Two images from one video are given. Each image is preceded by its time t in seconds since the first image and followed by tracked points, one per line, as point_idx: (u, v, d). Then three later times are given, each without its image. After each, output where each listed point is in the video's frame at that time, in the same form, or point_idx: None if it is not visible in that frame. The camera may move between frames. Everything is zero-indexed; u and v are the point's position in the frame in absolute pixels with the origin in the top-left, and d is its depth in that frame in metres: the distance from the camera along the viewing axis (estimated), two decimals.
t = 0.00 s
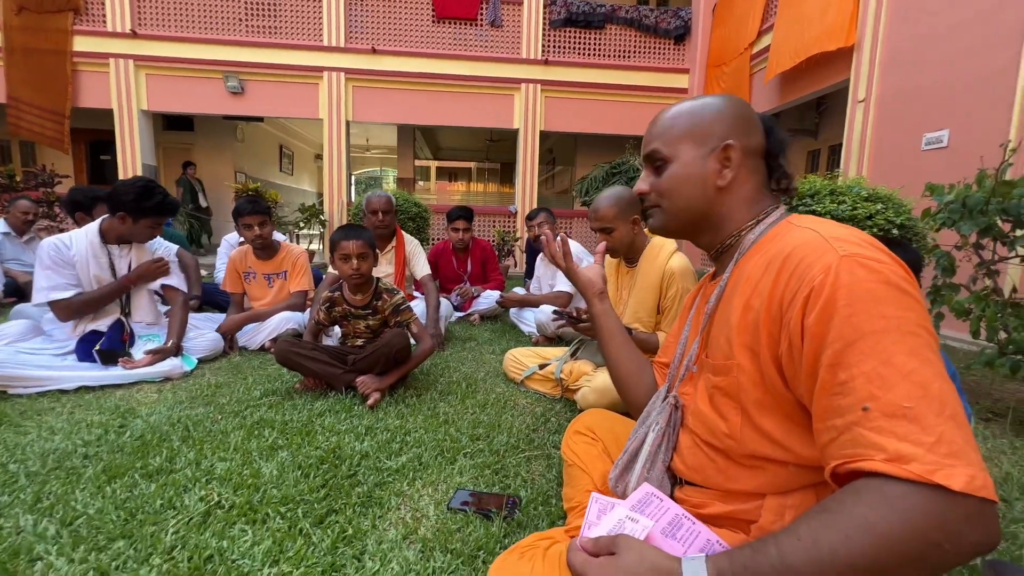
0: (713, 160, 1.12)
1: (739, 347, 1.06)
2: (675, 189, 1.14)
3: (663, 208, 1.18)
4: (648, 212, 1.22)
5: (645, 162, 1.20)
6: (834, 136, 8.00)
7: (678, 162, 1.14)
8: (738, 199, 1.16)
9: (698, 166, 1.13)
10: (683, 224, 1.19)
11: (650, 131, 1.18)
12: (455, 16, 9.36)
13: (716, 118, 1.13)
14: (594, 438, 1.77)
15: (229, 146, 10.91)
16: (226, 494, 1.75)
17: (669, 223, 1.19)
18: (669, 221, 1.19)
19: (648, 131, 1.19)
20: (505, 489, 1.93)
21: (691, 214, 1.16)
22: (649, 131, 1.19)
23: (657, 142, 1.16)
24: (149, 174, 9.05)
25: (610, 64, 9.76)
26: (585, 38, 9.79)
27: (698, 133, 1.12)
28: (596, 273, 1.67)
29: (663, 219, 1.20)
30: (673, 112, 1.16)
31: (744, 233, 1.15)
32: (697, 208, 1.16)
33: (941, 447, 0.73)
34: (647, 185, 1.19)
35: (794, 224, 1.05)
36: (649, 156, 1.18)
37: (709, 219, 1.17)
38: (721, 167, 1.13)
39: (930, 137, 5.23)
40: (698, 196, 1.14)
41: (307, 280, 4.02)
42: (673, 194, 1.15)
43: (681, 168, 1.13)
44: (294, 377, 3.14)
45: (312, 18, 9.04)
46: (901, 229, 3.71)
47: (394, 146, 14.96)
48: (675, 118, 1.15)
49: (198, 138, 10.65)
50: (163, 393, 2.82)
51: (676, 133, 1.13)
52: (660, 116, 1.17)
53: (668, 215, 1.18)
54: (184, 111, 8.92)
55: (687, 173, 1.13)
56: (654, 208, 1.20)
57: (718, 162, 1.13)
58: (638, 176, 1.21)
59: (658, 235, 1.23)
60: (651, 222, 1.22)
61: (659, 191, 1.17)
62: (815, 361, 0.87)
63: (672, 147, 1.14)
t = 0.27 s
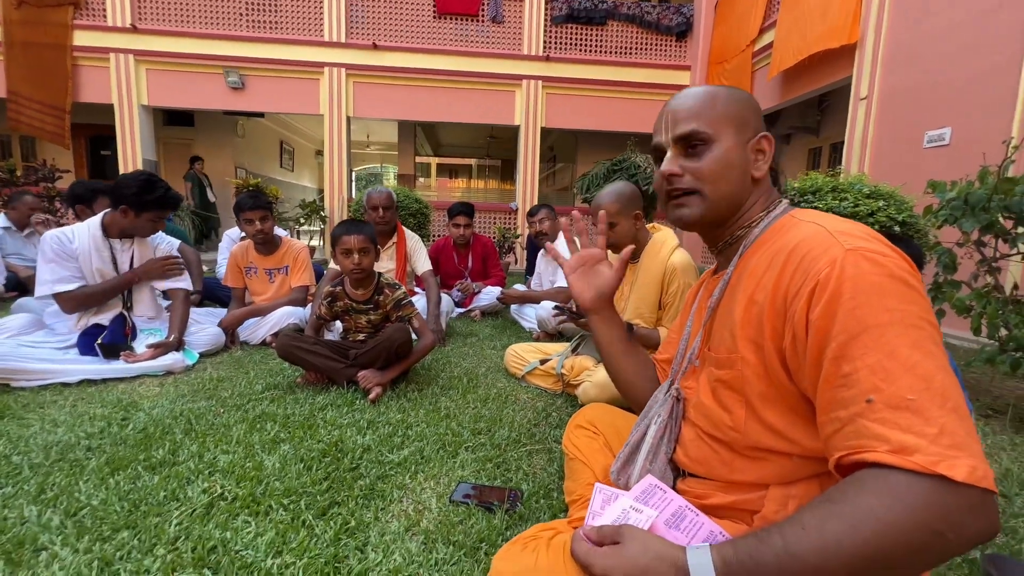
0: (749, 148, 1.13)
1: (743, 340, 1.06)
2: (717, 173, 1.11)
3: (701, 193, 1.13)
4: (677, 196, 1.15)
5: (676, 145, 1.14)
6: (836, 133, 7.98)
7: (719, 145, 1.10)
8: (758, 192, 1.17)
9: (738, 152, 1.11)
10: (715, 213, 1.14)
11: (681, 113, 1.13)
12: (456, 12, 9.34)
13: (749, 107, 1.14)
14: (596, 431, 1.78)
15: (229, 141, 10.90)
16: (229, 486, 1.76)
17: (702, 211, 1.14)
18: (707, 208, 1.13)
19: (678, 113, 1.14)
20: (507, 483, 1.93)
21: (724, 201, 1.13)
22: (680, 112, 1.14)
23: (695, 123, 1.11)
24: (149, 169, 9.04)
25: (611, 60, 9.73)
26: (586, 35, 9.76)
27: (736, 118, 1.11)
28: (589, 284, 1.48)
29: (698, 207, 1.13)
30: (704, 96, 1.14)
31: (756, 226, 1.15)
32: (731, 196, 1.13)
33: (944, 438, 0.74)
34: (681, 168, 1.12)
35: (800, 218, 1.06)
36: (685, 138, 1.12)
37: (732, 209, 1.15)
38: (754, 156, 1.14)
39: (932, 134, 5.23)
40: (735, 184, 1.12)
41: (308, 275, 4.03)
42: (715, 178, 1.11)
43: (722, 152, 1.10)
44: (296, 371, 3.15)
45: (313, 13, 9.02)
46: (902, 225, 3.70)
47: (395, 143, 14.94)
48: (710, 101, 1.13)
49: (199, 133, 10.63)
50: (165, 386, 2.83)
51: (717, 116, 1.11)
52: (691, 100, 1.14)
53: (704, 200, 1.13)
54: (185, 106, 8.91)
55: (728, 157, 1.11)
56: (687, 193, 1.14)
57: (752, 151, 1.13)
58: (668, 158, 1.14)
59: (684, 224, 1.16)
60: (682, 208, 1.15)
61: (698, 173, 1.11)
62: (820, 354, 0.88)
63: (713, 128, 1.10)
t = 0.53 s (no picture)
0: (752, 146, 1.13)
1: (742, 341, 1.06)
2: (720, 171, 1.10)
3: (703, 193, 1.13)
4: (679, 195, 1.15)
5: (678, 144, 1.13)
6: (833, 134, 8.00)
7: (722, 145, 1.10)
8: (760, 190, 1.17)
9: (741, 151, 1.11)
10: (718, 212, 1.14)
11: (683, 111, 1.13)
12: (454, 11, 9.32)
13: (751, 104, 1.13)
14: (592, 431, 1.78)
15: (227, 140, 10.86)
16: (224, 486, 1.75)
17: (704, 210, 1.14)
18: (710, 207, 1.13)
19: (679, 111, 1.13)
20: (503, 482, 1.93)
21: (727, 200, 1.13)
22: (682, 111, 1.13)
23: (698, 122, 1.11)
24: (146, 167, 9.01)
25: (610, 60, 9.73)
26: (585, 34, 9.76)
27: (739, 116, 1.11)
28: (592, 282, 1.47)
29: (700, 206, 1.13)
30: (706, 94, 1.13)
31: (755, 226, 1.14)
32: (733, 195, 1.13)
33: (941, 445, 0.74)
34: (684, 167, 1.12)
35: (801, 220, 1.05)
36: (687, 137, 1.12)
37: (732, 209, 1.15)
38: (757, 154, 1.14)
39: (928, 136, 5.24)
40: (738, 183, 1.12)
41: (305, 274, 4.01)
42: (718, 177, 1.10)
43: (726, 151, 1.10)
44: (292, 370, 3.14)
45: (311, 12, 9.00)
46: (898, 226, 3.71)
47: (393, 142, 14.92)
48: (712, 99, 1.12)
49: (196, 131, 10.61)
50: (161, 385, 2.82)
51: (720, 114, 1.10)
52: (693, 97, 1.13)
53: (707, 200, 1.13)
54: (181, 104, 8.87)
55: (731, 156, 1.10)
56: (690, 192, 1.14)
57: (754, 150, 1.13)
58: (670, 157, 1.14)
59: (686, 223, 1.16)
60: (684, 207, 1.15)
61: (701, 173, 1.11)
62: (819, 356, 0.87)
63: (716, 127, 1.10)
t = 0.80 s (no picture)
0: (752, 146, 1.12)
1: (742, 343, 1.05)
2: (721, 173, 1.10)
3: (705, 195, 1.12)
4: (680, 198, 1.15)
5: (677, 147, 1.13)
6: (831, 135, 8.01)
7: (722, 147, 1.10)
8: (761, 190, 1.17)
9: (741, 152, 1.11)
10: (719, 214, 1.14)
11: (682, 113, 1.12)
12: (452, 10, 9.32)
13: (749, 103, 1.13)
14: (589, 431, 1.77)
15: (224, 139, 10.84)
16: (220, 487, 1.74)
17: (705, 212, 1.13)
18: (711, 209, 1.13)
19: (678, 114, 1.13)
20: (500, 483, 1.93)
21: (728, 202, 1.13)
22: (680, 113, 1.13)
23: (698, 124, 1.10)
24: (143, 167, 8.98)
25: (608, 60, 9.74)
26: (583, 35, 9.76)
27: (739, 117, 1.10)
28: (593, 287, 1.47)
29: (702, 208, 1.13)
30: (705, 96, 1.12)
31: (756, 227, 1.14)
32: (735, 196, 1.13)
33: (941, 452, 0.74)
34: (684, 170, 1.11)
35: (802, 222, 1.05)
36: (687, 140, 1.11)
37: (734, 211, 1.15)
38: (757, 154, 1.13)
39: (925, 136, 5.25)
40: (740, 184, 1.12)
41: (302, 274, 4.01)
42: (719, 179, 1.10)
43: (726, 153, 1.10)
44: (289, 371, 3.13)
45: (309, 11, 8.98)
46: (895, 227, 3.72)
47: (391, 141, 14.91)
48: (711, 100, 1.12)
49: (194, 130, 10.60)
50: (157, 386, 2.81)
51: (719, 116, 1.10)
52: (691, 99, 1.13)
53: (708, 202, 1.12)
54: (179, 103, 8.85)
55: (733, 158, 1.10)
56: (691, 195, 1.13)
57: (754, 150, 1.13)
58: (671, 160, 1.13)
59: (688, 226, 1.16)
60: (685, 210, 1.14)
61: (703, 175, 1.10)
62: (819, 360, 0.87)
63: (716, 129, 1.09)
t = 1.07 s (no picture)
0: (760, 142, 1.12)
1: (741, 341, 1.04)
2: (732, 167, 1.09)
3: (715, 188, 1.11)
4: (689, 191, 1.13)
5: (688, 139, 1.11)
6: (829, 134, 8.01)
7: (734, 140, 1.09)
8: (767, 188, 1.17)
9: (752, 147, 1.10)
10: (727, 209, 1.13)
11: (694, 105, 1.11)
12: (450, 9, 9.30)
13: (759, 100, 1.13)
14: (587, 431, 1.77)
15: (221, 138, 10.81)
16: (216, 487, 1.73)
17: (714, 206, 1.12)
18: (721, 203, 1.11)
19: (690, 105, 1.12)
20: (497, 483, 1.92)
21: (737, 197, 1.12)
22: (692, 105, 1.11)
23: (710, 117, 1.09)
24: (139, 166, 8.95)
25: (606, 59, 9.73)
26: (581, 34, 9.75)
27: (749, 112, 1.10)
28: (593, 285, 1.46)
29: (712, 202, 1.11)
30: (716, 88, 1.12)
31: (758, 224, 1.13)
32: (745, 191, 1.12)
33: (940, 452, 0.73)
34: (696, 163, 1.10)
35: (804, 219, 1.04)
36: (699, 132, 1.10)
37: (739, 207, 1.14)
38: (764, 151, 1.13)
39: (923, 136, 5.26)
40: (749, 179, 1.11)
41: (299, 273, 4.00)
42: (729, 173, 1.09)
43: (737, 147, 1.09)
44: (286, 370, 3.12)
45: (306, 10, 8.96)
46: (893, 226, 3.73)
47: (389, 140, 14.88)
48: (723, 93, 1.11)
49: (191, 130, 10.56)
50: (153, 386, 2.80)
51: (731, 109, 1.09)
52: (703, 92, 1.12)
53: (718, 196, 1.11)
54: (176, 102, 8.82)
55: (744, 152, 1.09)
56: (702, 188, 1.11)
57: (763, 146, 1.13)
58: (681, 151, 1.12)
59: (696, 220, 1.14)
60: (693, 203, 1.13)
61: (713, 168, 1.09)
62: (819, 358, 0.86)
63: (728, 122, 1.09)
